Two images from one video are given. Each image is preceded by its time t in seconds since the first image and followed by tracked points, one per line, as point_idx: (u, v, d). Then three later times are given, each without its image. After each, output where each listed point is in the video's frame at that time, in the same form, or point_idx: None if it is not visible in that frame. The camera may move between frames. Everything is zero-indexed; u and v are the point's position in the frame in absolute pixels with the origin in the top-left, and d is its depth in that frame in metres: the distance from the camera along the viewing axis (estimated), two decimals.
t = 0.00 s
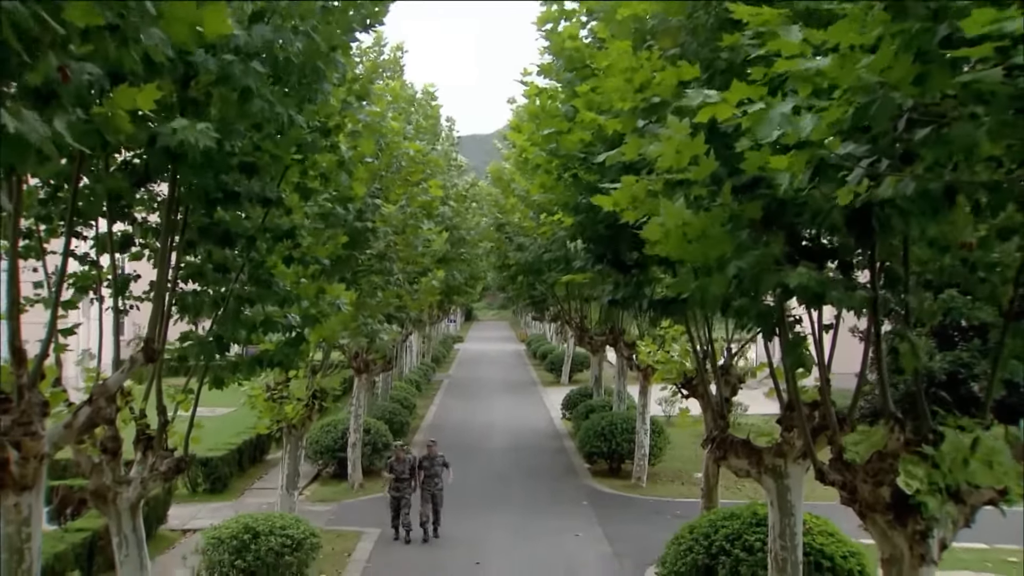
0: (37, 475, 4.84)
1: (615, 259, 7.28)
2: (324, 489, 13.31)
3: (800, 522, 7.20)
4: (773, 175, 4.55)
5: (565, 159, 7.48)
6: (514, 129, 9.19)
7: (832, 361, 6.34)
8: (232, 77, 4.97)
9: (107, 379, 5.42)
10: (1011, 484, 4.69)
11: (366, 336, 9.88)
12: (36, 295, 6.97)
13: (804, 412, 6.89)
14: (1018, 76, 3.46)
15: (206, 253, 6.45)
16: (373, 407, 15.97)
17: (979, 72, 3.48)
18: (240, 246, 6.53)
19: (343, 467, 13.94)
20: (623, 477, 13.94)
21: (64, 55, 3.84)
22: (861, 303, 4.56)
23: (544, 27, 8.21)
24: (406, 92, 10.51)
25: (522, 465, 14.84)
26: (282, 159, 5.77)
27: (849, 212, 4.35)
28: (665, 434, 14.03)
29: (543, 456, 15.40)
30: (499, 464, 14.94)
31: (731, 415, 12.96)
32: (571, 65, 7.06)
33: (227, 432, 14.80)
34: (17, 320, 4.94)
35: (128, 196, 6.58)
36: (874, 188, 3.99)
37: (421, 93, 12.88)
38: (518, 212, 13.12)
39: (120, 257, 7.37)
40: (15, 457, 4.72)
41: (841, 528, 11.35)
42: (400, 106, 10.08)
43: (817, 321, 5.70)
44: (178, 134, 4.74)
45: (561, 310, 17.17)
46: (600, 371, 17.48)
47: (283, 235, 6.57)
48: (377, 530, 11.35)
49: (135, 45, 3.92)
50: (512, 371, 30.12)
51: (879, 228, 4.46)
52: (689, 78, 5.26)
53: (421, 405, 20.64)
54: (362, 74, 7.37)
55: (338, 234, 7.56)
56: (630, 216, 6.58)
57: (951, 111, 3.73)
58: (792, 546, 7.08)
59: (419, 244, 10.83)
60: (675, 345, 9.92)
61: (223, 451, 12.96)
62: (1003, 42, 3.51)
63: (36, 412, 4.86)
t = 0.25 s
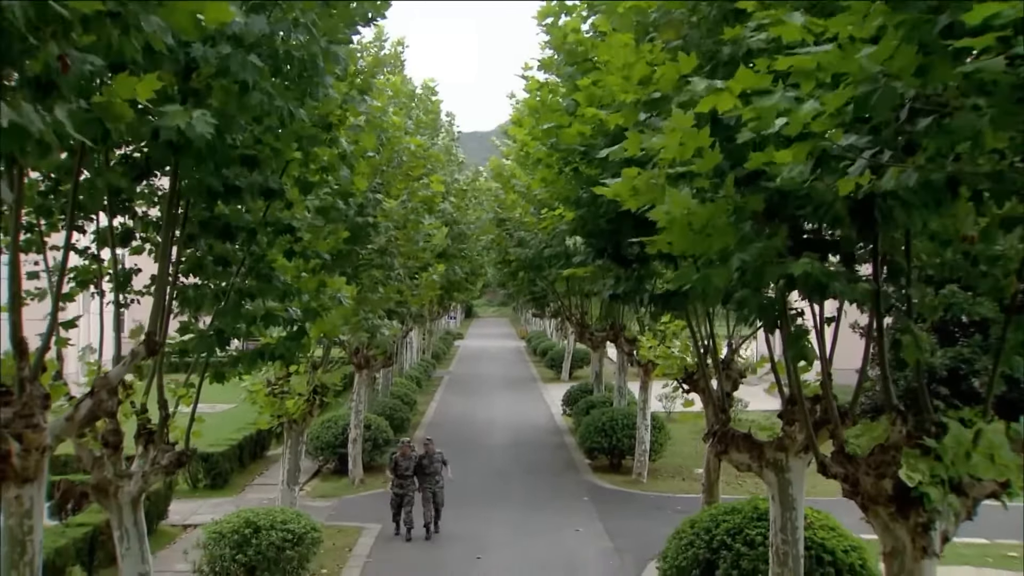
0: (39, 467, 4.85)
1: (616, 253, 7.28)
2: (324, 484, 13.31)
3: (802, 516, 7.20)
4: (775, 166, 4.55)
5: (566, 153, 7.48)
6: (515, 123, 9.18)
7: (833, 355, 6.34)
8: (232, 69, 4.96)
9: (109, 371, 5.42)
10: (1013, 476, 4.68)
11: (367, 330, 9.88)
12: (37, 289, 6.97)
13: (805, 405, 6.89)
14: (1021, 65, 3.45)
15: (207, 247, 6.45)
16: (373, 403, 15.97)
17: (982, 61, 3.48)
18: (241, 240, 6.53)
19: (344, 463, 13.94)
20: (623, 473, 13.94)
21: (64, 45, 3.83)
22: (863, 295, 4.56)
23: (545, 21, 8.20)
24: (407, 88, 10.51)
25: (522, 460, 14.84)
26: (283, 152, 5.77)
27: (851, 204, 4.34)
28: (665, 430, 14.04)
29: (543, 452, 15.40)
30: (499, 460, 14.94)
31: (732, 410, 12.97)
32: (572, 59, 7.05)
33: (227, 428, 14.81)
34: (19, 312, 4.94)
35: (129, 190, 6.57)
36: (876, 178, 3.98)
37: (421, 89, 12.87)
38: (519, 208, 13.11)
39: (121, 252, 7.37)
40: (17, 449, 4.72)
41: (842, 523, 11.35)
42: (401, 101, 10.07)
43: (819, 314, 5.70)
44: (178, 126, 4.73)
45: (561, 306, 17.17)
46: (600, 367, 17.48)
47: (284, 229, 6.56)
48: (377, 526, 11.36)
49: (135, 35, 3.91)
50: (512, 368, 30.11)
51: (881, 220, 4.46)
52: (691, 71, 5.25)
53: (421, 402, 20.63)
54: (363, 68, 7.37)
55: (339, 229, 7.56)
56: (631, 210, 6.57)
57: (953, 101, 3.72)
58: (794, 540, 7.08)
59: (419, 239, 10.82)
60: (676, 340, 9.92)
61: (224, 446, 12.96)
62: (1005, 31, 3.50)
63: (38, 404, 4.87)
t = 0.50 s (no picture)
0: (44, 452, 4.86)
1: (620, 241, 7.26)
2: (327, 476, 13.33)
3: (805, 505, 7.20)
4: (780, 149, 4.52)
5: (569, 141, 7.46)
6: (518, 113, 9.17)
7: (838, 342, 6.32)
8: (234, 52, 4.95)
9: (113, 357, 5.42)
10: (1018, 461, 4.67)
11: (370, 320, 9.87)
12: (40, 278, 6.96)
13: (808, 396, 6.90)
14: None
15: (210, 234, 6.45)
16: (375, 395, 15.98)
17: (988, 39, 3.46)
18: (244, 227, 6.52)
19: (347, 455, 13.95)
20: (625, 465, 13.95)
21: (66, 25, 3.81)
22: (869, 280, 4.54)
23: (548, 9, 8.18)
24: (410, 78, 10.49)
25: (524, 452, 14.85)
26: (285, 138, 5.76)
27: (858, 186, 4.32)
28: (667, 422, 14.05)
29: (545, 444, 15.41)
30: (501, 452, 14.95)
31: (734, 401, 12.96)
32: (576, 47, 7.06)
33: (230, 420, 14.83)
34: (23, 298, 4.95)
35: (132, 178, 6.57)
36: (882, 159, 3.96)
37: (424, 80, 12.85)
38: (521, 199, 13.11)
39: (123, 240, 7.36)
40: (21, 435, 4.73)
41: (845, 513, 11.34)
42: (404, 91, 10.06)
43: (823, 301, 5.69)
44: (181, 111, 4.72)
45: (563, 298, 17.18)
46: (602, 359, 17.46)
47: (287, 217, 6.54)
48: (380, 516, 11.37)
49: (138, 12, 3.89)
50: (515, 361, 30.14)
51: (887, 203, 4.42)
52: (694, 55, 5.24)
53: (423, 395, 20.65)
54: (366, 56, 7.36)
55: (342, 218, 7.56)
56: (634, 198, 6.57)
57: (960, 81, 3.70)
58: (797, 529, 7.08)
59: (422, 230, 10.82)
60: (679, 330, 9.92)
61: (226, 438, 12.98)
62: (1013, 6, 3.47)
63: (42, 390, 4.87)
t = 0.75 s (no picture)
0: (48, 441, 4.87)
1: (623, 233, 7.25)
2: (329, 469, 13.33)
3: (808, 497, 7.19)
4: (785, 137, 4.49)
5: (572, 133, 7.44)
6: (521, 104, 9.16)
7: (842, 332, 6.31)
8: (236, 39, 4.94)
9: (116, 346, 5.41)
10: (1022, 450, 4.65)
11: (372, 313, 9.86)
12: (43, 269, 6.96)
13: (811, 387, 6.90)
14: None
15: (213, 224, 6.44)
16: (377, 388, 15.99)
17: (994, 23, 3.44)
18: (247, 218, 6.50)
19: (349, 448, 13.96)
20: (627, 458, 13.94)
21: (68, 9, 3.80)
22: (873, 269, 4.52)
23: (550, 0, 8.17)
24: (412, 71, 10.46)
25: (526, 445, 14.86)
26: (288, 127, 5.75)
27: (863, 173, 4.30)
28: (669, 415, 14.04)
29: (546, 438, 15.41)
30: (503, 445, 14.96)
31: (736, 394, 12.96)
32: (579, 38, 7.05)
33: (232, 414, 14.84)
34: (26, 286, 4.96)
35: (134, 169, 6.57)
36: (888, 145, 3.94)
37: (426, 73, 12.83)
38: (523, 192, 13.10)
39: (126, 232, 7.35)
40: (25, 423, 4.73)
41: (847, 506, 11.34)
42: (407, 84, 10.03)
43: (827, 291, 5.67)
44: (184, 98, 4.71)
45: (565, 292, 17.18)
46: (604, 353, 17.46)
47: (289, 208, 6.53)
48: (382, 509, 11.38)
49: None
50: (516, 356, 30.16)
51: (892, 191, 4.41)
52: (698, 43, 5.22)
53: (425, 389, 20.66)
54: (368, 46, 7.35)
55: (344, 210, 7.56)
56: (637, 188, 6.57)
57: (966, 67, 3.68)
58: (800, 520, 7.06)
59: (424, 222, 10.81)
60: (682, 323, 9.92)
61: (229, 431, 12.99)
62: None
63: (46, 379, 4.88)
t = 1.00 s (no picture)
0: (50, 429, 4.86)
1: (625, 222, 7.23)
2: (331, 461, 13.34)
3: (810, 487, 7.19)
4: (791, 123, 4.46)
5: (574, 122, 7.41)
6: (523, 94, 9.14)
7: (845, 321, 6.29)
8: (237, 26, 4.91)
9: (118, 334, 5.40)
10: None
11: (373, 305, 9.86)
12: (45, 259, 6.95)
13: (813, 377, 6.89)
14: None
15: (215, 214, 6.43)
16: (379, 381, 15.99)
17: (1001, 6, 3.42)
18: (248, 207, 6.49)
19: (350, 441, 13.97)
20: (629, 451, 13.94)
21: None
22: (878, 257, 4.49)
23: None
24: (414, 61, 10.44)
25: (527, 438, 14.87)
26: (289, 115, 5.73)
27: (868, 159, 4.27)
28: (671, 408, 14.04)
29: (547, 431, 15.42)
30: (504, 438, 14.96)
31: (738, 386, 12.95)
32: (582, 26, 7.02)
33: (234, 406, 14.85)
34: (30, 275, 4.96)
35: (136, 158, 6.55)
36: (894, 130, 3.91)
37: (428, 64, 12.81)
38: (525, 183, 13.08)
39: (128, 222, 7.34)
40: (28, 411, 4.73)
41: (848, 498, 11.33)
42: (409, 75, 10.01)
43: (830, 280, 5.62)
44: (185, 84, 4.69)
45: (566, 285, 17.17)
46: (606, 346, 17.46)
47: (291, 197, 6.51)
48: (384, 500, 11.38)
49: None
50: (517, 349, 30.18)
51: (897, 177, 4.38)
52: (702, 30, 5.19)
53: (426, 382, 20.67)
54: (370, 35, 7.32)
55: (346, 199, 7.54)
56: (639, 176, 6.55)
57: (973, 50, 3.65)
58: (802, 510, 7.05)
59: (426, 213, 10.80)
60: (683, 314, 9.91)
61: (230, 423, 13.00)
62: None
63: (48, 366, 4.88)
